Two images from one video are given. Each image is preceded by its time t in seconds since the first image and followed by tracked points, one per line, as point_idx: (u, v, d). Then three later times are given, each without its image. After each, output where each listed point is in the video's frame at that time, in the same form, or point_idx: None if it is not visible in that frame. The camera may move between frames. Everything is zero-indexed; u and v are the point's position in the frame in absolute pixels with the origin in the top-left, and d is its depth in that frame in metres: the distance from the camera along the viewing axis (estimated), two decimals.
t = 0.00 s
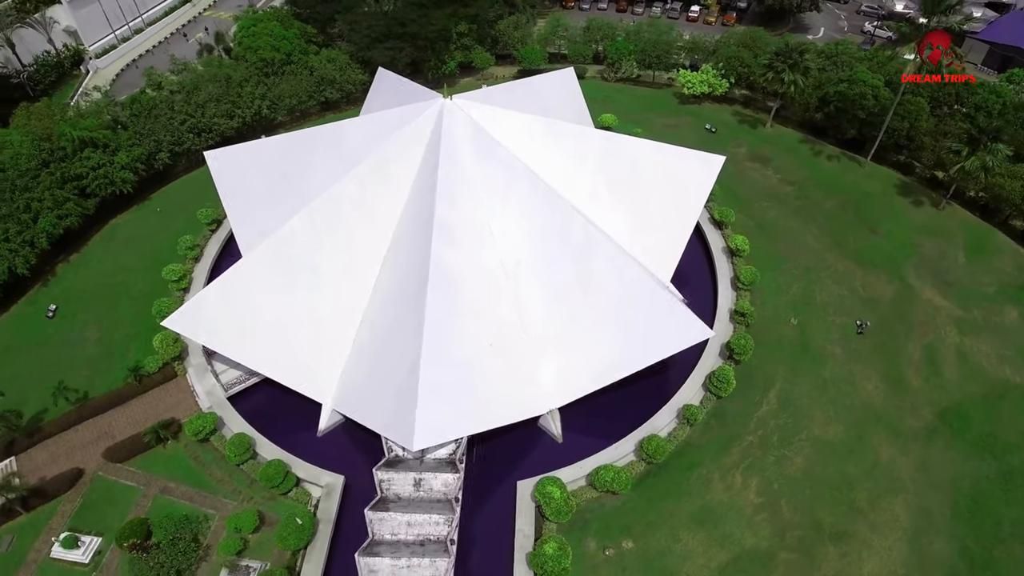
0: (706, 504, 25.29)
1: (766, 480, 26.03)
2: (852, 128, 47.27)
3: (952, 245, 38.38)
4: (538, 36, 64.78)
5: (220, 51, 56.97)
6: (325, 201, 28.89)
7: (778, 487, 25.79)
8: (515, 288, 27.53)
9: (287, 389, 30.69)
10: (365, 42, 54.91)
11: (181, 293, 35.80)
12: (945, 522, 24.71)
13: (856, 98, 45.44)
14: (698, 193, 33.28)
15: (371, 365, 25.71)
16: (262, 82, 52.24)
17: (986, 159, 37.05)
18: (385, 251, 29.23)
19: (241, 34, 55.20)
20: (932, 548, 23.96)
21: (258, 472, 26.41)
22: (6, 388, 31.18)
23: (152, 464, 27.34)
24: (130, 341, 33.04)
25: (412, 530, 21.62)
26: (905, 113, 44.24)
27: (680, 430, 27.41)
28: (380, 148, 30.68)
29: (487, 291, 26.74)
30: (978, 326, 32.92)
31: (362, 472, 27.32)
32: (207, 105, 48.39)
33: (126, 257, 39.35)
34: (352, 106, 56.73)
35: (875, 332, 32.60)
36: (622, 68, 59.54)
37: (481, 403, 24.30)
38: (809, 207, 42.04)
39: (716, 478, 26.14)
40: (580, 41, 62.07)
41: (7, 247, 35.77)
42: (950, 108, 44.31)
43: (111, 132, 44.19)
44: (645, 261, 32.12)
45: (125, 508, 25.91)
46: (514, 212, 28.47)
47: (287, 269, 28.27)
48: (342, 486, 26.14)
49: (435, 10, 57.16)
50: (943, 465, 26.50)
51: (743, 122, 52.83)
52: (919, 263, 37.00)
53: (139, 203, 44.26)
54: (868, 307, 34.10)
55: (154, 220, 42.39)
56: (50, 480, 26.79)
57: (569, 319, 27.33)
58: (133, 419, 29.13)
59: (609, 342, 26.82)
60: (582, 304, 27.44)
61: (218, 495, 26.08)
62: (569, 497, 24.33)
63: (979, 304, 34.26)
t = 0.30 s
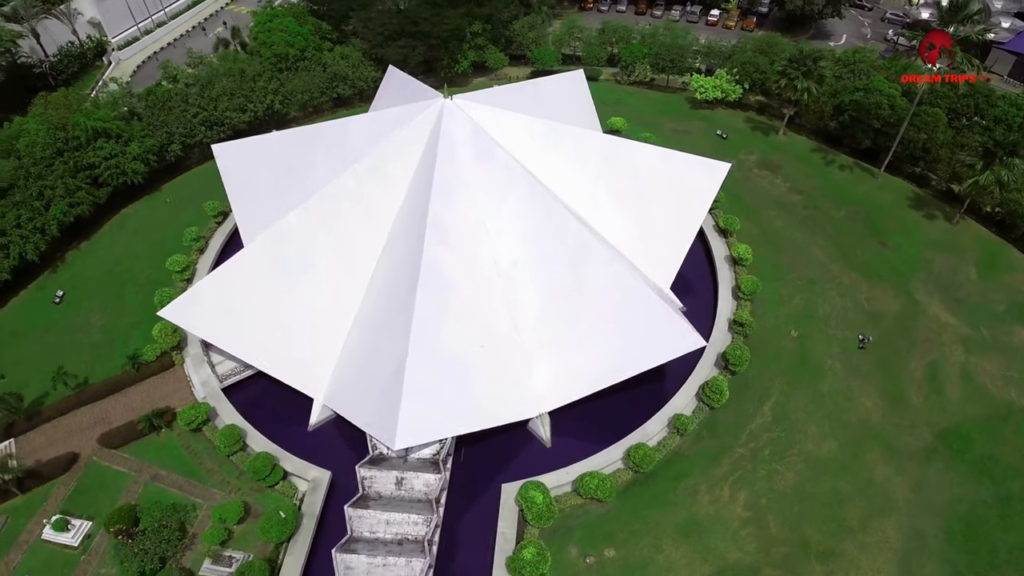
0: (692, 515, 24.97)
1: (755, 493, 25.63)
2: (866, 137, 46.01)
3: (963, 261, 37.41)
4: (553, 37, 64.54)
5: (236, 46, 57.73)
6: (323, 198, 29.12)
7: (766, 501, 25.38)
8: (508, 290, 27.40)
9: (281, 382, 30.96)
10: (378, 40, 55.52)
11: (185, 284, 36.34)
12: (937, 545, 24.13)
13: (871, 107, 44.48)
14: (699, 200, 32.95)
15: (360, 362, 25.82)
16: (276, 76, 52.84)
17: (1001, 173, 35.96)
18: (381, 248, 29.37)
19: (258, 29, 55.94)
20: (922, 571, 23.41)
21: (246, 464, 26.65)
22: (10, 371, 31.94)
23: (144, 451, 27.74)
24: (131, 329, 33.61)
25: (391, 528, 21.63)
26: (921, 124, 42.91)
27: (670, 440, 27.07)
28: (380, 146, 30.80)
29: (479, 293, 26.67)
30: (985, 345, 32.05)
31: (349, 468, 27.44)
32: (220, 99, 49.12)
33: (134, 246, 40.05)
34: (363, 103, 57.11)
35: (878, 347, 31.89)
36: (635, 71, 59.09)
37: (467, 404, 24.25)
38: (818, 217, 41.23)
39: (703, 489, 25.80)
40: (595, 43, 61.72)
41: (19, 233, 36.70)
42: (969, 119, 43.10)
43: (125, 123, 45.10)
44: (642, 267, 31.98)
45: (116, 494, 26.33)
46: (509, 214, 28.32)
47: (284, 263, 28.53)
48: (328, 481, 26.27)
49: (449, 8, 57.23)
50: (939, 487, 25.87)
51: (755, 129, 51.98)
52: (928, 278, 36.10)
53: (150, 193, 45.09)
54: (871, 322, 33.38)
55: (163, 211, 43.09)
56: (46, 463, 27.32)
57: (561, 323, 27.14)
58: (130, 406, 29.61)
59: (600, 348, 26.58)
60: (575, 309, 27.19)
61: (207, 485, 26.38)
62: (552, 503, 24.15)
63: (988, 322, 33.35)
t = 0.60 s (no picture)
0: (678, 525, 24.74)
1: (744, 505, 25.33)
2: (879, 147, 45.11)
3: (973, 275, 36.54)
4: (565, 38, 64.33)
5: (250, 41, 58.39)
6: (321, 195, 29.25)
7: (754, 514, 25.07)
8: (501, 291, 27.40)
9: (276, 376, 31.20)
10: (389, 38, 55.88)
11: (188, 276, 36.82)
12: (928, 566, 23.68)
13: (884, 116, 43.55)
14: (700, 206, 32.67)
15: (351, 359, 25.95)
16: (288, 72, 53.38)
17: (1014, 187, 35.02)
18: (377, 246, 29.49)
19: (272, 25, 56.55)
20: None
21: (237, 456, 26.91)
22: (15, 357, 32.65)
23: (139, 440, 28.14)
24: (133, 319, 34.13)
25: (372, 526, 21.69)
26: (935, 134, 41.95)
27: (660, 448, 26.82)
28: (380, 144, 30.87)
29: (471, 294, 26.64)
30: (991, 362, 31.28)
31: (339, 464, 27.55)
32: (231, 94, 49.71)
33: (140, 236, 40.70)
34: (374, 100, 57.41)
35: (879, 361, 31.27)
36: (647, 74, 58.72)
37: (454, 405, 24.25)
38: (825, 226, 40.52)
39: (691, 499, 25.54)
40: (607, 45, 61.33)
41: (29, 222, 37.52)
42: (985, 130, 41.99)
43: (137, 115, 45.88)
44: (640, 273, 31.87)
45: (109, 481, 26.74)
46: (504, 215, 28.26)
47: (281, 258, 28.71)
48: (317, 476, 26.42)
49: (461, 8, 57.37)
50: (934, 507, 25.34)
51: (765, 135, 51.22)
52: (935, 292, 35.32)
53: (159, 185, 45.79)
54: (873, 335, 32.78)
55: (171, 203, 43.72)
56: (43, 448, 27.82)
57: (552, 327, 27.05)
58: (127, 395, 30.07)
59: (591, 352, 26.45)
60: (567, 313, 27.05)
61: (198, 476, 26.69)
62: (535, 507, 24.10)
63: (995, 339, 32.54)
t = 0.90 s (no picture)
0: (661, 535, 24.50)
1: (729, 518, 25.02)
2: (893, 157, 44.06)
3: (984, 292, 35.56)
4: (579, 40, 64.04)
5: (266, 36, 59.11)
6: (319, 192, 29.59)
7: (740, 528, 24.75)
8: (494, 294, 27.32)
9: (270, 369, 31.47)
10: (402, 36, 56.17)
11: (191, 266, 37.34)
12: None
13: (899, 126, 42.53)
14: (700, 214, 32.38)
15: (341, 356, 26.14)
16: (301, 68, 53.88)
17: None
18: (373, 244, 29.64)
19: (287, 21, 57.16)
20: None
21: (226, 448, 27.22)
22: (22, 341, 33.46)
23: (134, 427, 28.61)
24: (136, 308, 34.74)
25: (351, 523, 21.81)
26: (951, 146, 40.91)
27: (648, 456, 26.55)
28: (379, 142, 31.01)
29: (462, 295, 26.69)
30: (996, 382, 30.42)
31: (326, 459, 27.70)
32: (244, 88, 50.33)
33: (148, 226, 41.41)
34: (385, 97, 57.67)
35: (879, 377, 30.58)
36: (660, 77, 58.17)
37: (439, 406, 24.29)
38: (832, 237, 39.76)
39: (677, 509, 25.26)
40: (622, 47, 60.86)
41: (41, 209, 38.46)
42: (1004, 144, 40.83)
43: (151, 108, 46.75)
44: (639, 278, 31.48)
45: (103, 466, 27.21)
46: (500, 216, 28.17)
47: (277, 253, 29.03)
48: (304, 470, 26.62)
49: (474, 7, 57.44)
50: (926, 530, 24.78)
51: (777, 142, 50.38)
52: (942, 308, 34.45)
53: (170, 176, 46.63)
54: (875, 349, 32.07)
55: (180, 194, 44.43)
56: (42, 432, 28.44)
57: (544, 330, 26.85)
58: (126, 382, 30.63)
59: (581, 359, 26.22)
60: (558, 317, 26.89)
61: (188, 465, 27.06)
62: (517, 510, 24.03)
63: (1002, 359, 31.64)
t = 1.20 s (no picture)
0: (644, 545, 24.27)
1: (714, 531, 24.72)
2: (908, 169, 42.87)
3: (993, 310, 34.62)
4: (593, 42, 63.66)
5: (282, 32, 59.76)
6: (318, 188, 29.89)
7: (724, 541, 24.46)
8: (487, 295, 27.20)
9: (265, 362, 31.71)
10: (415, 35, 56.46)
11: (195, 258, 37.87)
12: None
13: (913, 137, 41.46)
14: (701, 221, 32.06)
15: (332, 353, 26.30)
16: (315, 64, 54.33)
17: None
18: (370, 241, 29.77)
19: (302, 17, 57.75)
20: None
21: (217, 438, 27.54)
22: (29, 326, 34.27)
23: (129, 414, 29.10)
24: (140, 296, 35.33)
25: (331, 519, 21.96)
26: (966, 159, 39.81)
27: (635, 465, 26.32)
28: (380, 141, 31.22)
29: (454, 295, 26.72)
30: (1000, 404, 29.60)
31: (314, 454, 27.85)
32: (257, 84, 50.90)
33: (157, 217, 42.12)
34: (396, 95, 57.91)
35: (878, 393, 29.93)
36: (673, 81, 57.58)
37: (426, 406, 24.32)
38: (839, 248, 39.00)
39: (661, 520, 25.00)
40: (637, 50, 60.30)
41: (53, 197, 39.40)
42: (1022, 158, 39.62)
43: (164, 100, 47.54)
44: (637, 284, 31.17)
45: (97, 451, 27.75)
46: (494, 217, 28.09)
47: (275, 248, 29.28)
48: (292, 463, 26.82)
49: (488, 7, 57.45)
50: (915, 552, 24.29)
51: (789, 151, 49.21)
52: (949, 325, 33.61)
53: (181, 168, 47.41)
54: (877, 365, 31.38)
55: (190, 186, 45.12)
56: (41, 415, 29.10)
57: (535, 333, 26.64)
58: (125, 370, 31.20)
59: (572, 364, 26.02)
60: (549, 320, 26.71)
61: (180, 454, 27.45)
62: (499, 514, 23.90)
63: (1008, 380, 30.78)
